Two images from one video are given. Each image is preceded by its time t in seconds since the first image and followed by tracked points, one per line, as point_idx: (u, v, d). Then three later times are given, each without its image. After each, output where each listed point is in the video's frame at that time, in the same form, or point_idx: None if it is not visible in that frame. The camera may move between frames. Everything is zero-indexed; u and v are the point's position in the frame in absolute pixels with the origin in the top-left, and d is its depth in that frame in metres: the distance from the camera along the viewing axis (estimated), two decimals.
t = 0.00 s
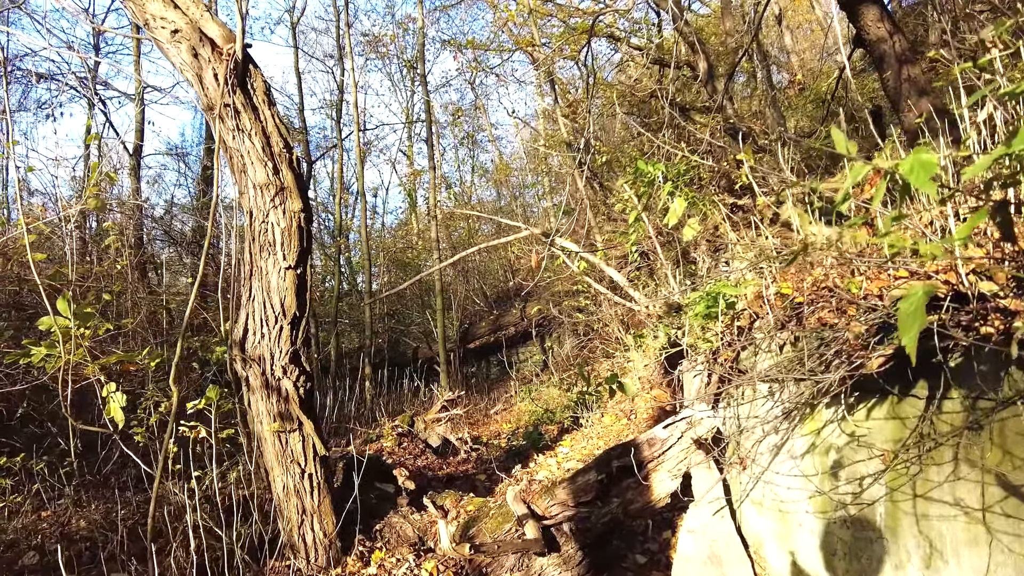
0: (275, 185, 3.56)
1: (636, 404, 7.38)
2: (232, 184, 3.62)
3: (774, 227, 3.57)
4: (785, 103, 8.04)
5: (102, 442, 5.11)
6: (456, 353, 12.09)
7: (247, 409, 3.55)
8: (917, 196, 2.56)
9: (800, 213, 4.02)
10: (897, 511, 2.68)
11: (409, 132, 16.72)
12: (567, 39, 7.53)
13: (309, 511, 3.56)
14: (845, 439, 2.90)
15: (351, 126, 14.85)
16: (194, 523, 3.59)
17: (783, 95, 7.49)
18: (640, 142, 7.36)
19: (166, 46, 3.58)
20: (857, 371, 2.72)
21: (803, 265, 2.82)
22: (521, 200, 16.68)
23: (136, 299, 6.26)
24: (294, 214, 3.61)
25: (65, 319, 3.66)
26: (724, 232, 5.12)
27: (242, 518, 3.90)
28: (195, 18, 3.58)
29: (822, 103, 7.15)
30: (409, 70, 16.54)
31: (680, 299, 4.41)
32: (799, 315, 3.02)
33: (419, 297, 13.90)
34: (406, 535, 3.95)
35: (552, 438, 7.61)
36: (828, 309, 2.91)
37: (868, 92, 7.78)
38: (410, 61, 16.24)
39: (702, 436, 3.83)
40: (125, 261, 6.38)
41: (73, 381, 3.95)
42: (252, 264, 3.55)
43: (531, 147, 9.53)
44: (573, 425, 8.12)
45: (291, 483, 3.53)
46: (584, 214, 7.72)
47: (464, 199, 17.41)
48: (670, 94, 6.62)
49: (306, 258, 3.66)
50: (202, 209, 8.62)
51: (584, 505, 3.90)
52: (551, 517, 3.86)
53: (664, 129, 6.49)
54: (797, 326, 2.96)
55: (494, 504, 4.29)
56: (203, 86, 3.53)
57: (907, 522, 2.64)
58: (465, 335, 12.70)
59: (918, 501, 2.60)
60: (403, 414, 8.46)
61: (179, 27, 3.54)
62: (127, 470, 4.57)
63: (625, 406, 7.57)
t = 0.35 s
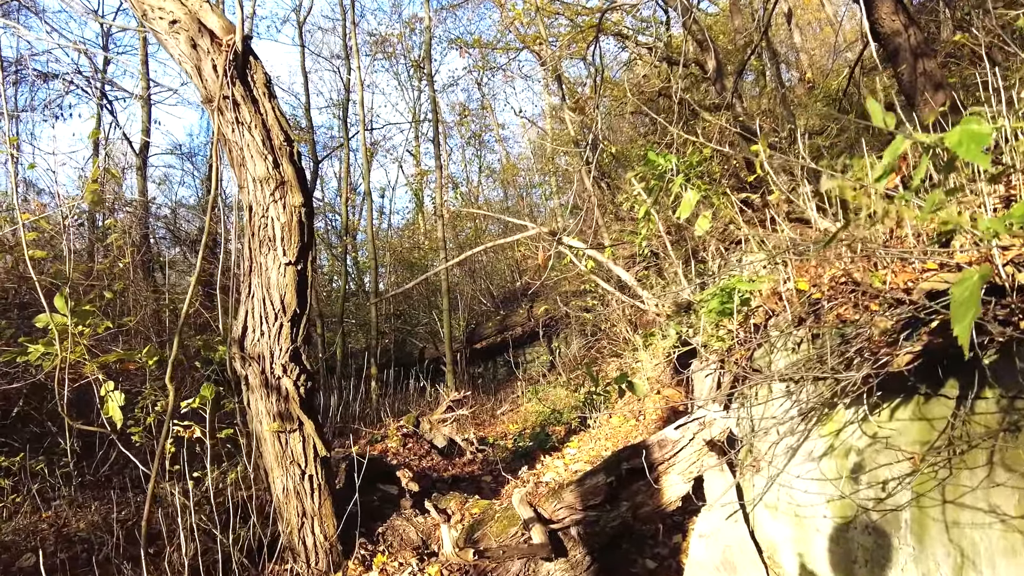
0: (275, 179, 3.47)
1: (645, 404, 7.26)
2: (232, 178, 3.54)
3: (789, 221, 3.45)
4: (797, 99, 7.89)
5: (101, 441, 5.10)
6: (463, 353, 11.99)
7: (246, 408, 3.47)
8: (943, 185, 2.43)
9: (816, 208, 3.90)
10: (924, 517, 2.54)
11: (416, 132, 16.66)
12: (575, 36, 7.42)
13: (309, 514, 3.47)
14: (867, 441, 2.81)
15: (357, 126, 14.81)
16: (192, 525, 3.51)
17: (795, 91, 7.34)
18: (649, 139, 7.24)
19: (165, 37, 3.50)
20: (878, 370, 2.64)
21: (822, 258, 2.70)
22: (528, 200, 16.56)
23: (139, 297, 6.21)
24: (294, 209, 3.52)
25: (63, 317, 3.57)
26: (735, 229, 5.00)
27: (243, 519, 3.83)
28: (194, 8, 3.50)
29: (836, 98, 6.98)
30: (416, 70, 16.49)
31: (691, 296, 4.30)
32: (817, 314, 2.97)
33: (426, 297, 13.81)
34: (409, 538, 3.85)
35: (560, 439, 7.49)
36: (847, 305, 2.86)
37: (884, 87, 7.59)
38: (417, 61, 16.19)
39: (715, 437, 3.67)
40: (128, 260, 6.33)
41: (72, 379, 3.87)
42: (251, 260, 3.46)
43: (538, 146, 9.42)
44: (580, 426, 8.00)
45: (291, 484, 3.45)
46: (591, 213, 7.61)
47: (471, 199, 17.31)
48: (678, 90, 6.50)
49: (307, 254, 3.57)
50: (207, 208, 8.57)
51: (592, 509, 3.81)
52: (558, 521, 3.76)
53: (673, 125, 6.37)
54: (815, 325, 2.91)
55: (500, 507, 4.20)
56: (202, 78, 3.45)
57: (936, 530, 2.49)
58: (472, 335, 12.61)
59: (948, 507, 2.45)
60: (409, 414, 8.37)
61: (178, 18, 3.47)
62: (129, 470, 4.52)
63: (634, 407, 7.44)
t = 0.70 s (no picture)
0: (272, 172, 3.36)
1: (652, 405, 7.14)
2: (228, 170, 3.43)
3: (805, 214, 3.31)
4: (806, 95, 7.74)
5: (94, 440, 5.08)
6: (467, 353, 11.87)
7: (242, 407, 3.36)
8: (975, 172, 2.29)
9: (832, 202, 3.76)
10: (956, 526, 2.46)
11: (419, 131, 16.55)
12: (581, 33, 7.28)
13: (307, 517, 3.36)
14: (892, 444, 2.74)
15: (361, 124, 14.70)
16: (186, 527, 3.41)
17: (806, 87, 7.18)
18: (657, 136, 7.09)
19: (159, 25, 3.38)
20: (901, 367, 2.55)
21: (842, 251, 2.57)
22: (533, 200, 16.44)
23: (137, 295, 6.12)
24: (292, 202, 3.41)
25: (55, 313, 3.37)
26: (746, 225, 4.87)
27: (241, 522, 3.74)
28: None
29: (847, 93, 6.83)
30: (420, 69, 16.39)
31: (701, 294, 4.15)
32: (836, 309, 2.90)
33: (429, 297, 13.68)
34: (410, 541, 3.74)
35: (566, 440, 7.35)
36: (868, 300, 2.79)
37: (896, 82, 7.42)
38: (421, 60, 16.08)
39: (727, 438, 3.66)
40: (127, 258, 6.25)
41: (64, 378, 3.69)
42: (248, 255, 3.36)
43: (544, 145, 9.28)
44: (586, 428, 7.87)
45: (288, 486, 3.34)
46: (597, 210, 7.48)
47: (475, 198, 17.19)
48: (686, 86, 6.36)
49: (305, 248, 3.46)
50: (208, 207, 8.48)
51: (600, 513, 3.69)
52: (566, 525, 3.62)
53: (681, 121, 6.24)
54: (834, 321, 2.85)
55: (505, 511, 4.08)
56: (197, 67, 3.33)
57: (971, 539, 2.41)
58: (476, 335, 12.50)
59: (986, 515, 2.36)
60: (412, 415, 8.26)
61: (172, 5, 3.35)
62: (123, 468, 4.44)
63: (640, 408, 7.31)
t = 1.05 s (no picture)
0: (268, 164, 3.23)
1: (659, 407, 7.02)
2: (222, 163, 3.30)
3: (824, 208, 3.16)
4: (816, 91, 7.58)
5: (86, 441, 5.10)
6: (469, 353, 11.73)
7: (236, 409, 3.24)
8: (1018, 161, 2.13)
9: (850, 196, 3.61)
10: (995, 537, 2.40)
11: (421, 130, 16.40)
12: (586, 28, 7.13)
13: (303, 523, 3.24)
14: (922, 449, 2.74)
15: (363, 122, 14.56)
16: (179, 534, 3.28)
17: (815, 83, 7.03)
18: (663, 133, 6.93)
19: (151, 11, 3.24)
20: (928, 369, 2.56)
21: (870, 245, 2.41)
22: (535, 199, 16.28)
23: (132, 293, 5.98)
24: (288, 195, 3.28)
25: (43, 312, 3.18)
26: (757, 222, 4.72)
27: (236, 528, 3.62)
28: None
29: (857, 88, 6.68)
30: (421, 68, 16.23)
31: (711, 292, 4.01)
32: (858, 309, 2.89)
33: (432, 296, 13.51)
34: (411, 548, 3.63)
35: (570, 442, 7.22)
36: (891, 297, 2.77)
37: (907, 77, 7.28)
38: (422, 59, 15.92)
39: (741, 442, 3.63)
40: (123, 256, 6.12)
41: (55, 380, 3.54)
42: (242, 250, 3.23)
43: (547, 144, 9.14)
44: (591, 429, 7.72)
45: (284, 492, 3.22)
46: (602, 208, 7.33)
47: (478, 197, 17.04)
48: (694, 82, 6.21)
49: (302, 243, 3.33)
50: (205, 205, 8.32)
51: (610, 520, 3.65)
52: (573, 533, 3.58)
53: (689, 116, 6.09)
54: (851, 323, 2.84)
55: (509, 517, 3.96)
56: (190, 55, 3.19)
57: (1014, 553, 2.33)
58: (479, 335, 12.36)
59: None
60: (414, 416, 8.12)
61: None
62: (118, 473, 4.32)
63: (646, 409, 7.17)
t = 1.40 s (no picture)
0: (264, 161, 3.09)
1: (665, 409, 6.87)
2: (216, 160, 3.16)
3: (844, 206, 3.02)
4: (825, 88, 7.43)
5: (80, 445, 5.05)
6: (472, 354, 11.60)
7: (231, 416, 3.11)
8: None
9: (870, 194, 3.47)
10: None
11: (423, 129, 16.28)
12: (591, 24, 6.97)
13: (301, 534, 3.13)
14: (957, 464, 2.69)
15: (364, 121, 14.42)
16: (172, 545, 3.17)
17: (825, 79, 6.87)
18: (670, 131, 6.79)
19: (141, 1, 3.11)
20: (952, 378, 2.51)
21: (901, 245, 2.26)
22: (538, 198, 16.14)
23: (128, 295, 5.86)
24: (284, 193, 3.15)
25: (30, 315, 3.06)
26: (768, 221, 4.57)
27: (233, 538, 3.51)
28: None
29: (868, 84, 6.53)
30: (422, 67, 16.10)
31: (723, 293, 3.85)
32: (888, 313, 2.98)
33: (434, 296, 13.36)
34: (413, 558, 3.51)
35: (574, 445, 7.09)
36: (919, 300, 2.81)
37: (917, 73, 7.11)
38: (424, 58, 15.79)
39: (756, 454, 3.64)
40: (119, 255, 5.99)
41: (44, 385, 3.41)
42: (237, 250, 3.10)
43: (550, 143, 8.99)
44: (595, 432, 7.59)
45: (281, 502, 3.10)
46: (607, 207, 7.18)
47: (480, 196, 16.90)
48: (702, 79, 6.06)
49: (299, 243, 3.20)
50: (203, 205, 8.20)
51: (619, 533, 3.68)
52: (582, 548, 3.62)
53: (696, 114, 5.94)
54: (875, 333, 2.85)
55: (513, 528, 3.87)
56: (182, 46, 3.05)
57: None
58: (481, 335, 12.24)
59: None
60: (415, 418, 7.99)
61: None
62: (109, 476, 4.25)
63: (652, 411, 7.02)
